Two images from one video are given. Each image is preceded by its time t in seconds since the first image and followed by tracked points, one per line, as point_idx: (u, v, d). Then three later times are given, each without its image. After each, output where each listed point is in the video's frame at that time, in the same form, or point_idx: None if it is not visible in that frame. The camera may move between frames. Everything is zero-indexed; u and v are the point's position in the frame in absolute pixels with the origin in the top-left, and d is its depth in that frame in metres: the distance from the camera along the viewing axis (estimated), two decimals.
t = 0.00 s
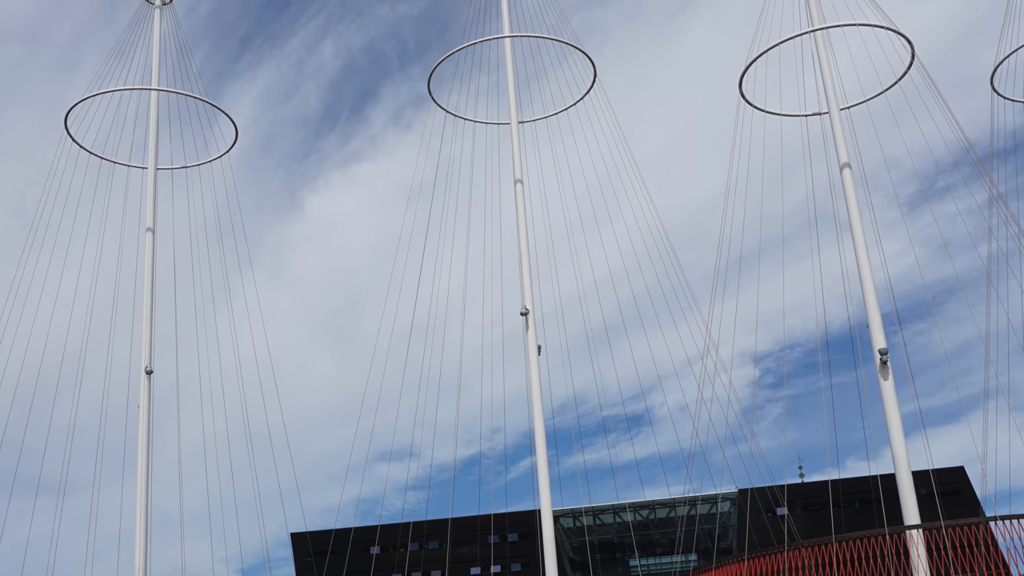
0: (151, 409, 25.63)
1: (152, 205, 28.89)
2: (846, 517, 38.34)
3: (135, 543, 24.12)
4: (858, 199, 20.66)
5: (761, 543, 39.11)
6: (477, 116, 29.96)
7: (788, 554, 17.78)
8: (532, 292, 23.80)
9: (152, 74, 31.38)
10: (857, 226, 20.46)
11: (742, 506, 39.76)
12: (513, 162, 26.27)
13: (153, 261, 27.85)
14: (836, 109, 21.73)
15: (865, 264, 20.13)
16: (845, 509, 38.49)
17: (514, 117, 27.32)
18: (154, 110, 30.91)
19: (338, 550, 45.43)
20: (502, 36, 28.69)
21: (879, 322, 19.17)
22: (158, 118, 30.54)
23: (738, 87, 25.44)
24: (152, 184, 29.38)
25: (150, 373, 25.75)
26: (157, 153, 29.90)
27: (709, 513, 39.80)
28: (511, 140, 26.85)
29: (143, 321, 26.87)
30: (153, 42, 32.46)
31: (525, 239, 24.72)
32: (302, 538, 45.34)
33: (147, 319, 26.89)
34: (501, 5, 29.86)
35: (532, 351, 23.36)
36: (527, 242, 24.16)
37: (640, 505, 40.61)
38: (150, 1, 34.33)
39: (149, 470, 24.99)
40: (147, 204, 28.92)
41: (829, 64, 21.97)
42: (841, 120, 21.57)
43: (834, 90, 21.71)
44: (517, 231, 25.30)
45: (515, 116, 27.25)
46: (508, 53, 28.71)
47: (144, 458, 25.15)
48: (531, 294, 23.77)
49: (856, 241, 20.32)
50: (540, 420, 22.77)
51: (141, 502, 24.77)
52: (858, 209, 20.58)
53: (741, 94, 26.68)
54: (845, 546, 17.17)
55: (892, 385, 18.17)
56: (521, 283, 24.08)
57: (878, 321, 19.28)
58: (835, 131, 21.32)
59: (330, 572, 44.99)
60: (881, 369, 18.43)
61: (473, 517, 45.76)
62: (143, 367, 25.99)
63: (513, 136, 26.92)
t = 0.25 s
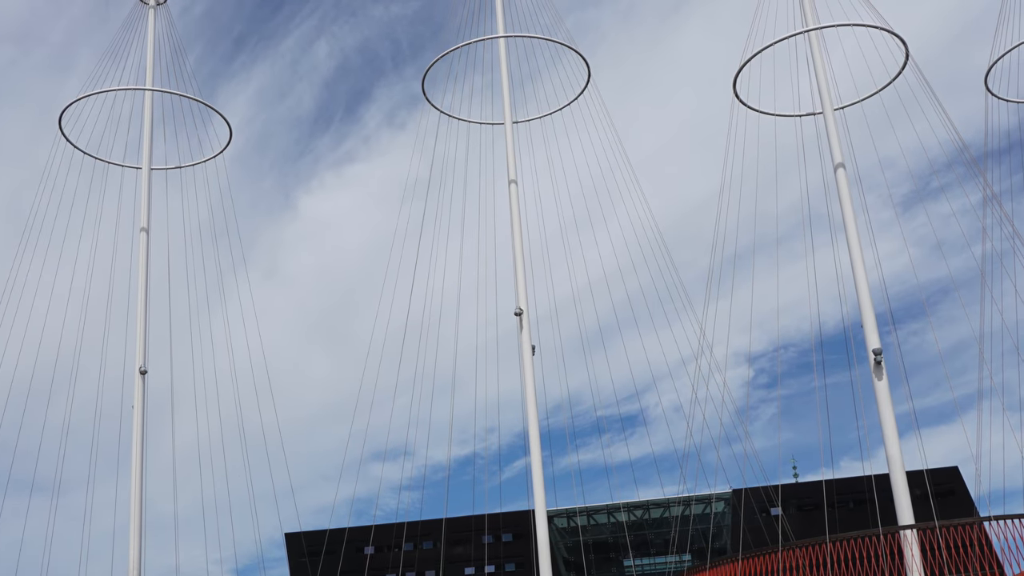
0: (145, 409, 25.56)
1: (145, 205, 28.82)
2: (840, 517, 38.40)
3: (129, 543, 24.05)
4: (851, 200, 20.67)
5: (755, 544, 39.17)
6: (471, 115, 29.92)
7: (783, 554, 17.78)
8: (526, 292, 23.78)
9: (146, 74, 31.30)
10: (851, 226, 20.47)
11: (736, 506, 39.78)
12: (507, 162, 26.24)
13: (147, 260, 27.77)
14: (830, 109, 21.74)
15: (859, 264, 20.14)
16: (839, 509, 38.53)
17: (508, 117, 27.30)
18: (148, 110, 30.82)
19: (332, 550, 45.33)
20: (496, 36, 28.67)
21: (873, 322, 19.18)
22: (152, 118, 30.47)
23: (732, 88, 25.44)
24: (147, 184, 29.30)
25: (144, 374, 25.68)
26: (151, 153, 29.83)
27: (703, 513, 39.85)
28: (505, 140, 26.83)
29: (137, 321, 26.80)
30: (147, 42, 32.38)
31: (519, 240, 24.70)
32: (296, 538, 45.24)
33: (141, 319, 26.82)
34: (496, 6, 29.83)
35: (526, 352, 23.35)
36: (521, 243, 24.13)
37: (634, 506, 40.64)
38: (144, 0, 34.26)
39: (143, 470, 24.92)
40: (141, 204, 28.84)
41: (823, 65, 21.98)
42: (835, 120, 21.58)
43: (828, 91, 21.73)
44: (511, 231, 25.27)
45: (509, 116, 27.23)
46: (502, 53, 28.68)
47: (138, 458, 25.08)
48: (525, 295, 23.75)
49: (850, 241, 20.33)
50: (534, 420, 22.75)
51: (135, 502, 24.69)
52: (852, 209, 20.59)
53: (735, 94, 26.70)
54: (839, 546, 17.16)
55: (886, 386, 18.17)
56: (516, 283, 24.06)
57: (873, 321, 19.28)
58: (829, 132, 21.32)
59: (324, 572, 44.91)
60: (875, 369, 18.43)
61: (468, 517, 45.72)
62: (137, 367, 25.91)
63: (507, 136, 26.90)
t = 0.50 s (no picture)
0: (139, 409, 25.46)
1: (140, 205, 28.72)
2: (834, 517, 38.43)
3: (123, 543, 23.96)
4: (846, 200, 20.68)
5: (749, 544, 39.12)
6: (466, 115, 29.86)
7: (777, 555, 17.77)
8: (520, 292, 23.74)
9: (140, 74, 31.20)
10: (845, 227, 20.48)
11: (730, 507, 39.79)
12: (502, 163, 26.20)
13: (141, 260, 27.68)
14: (824, 109, 21.74)
15: (853, 264, 20.14)
16: (833, 509, 38.57)
17: (503, 118, 27.26)
18: (143, 110, 30.71)
19: (326, 550, 45.25)
20: (490, 36, 28.60)
21: (867, 322, 19.18)
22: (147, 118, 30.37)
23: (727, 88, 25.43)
24: (141, 184, 29.20)
25: (139, 374, 25.58)
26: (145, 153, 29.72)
27: (698, 513, 39.86)
28: (499, 140, 26.78)
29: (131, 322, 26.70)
30: (141, 42, 32.27)
31: (514, 240, 24.66)
32: (290, 538, 45.15)
33: (136, 320, 26.72)
34: (490, 6, 29.78)
35: (520, 352, 23.31)
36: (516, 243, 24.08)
37: (628, 506, 40.61)
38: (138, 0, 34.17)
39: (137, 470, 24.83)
40: (136, 204, 28.74)
41: (818, 65, 21.98)
42: (829, 120, 21.59)
43: (822, 91, 21.73)
44: (506, 232, 25.22)
45: (503, 117, 27.19)
46: (497, 53, 28.63)
47: (132, 459, 24.98)
48: (519, 295, 23.71)
49: (844, 241, 20.33)
50: (528, 420, 22.72)
51: (130, 503, 24.61)
52: (846, 209, 20.61)
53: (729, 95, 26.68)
54: (833, 546, 17.15)
55: (881, 386, 18.17)
56: (510, 283, 24.01)
57: (867, 321, 19.29)
58: (824, 132, 21.33)
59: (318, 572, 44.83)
60: (869, 369, 18.44)
61: (462, 518, 45.69)
62: (132, 368, 25.81)
63: (501, 136, 26.85)
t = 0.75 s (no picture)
0: (133, 409, 25.39)
1: (134, 205, 28.62)
2: (829, 517, 38.46)
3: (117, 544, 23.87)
4: (840, 200, 20.68)
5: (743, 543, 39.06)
6: (459, 115, 29.82)
7: (771, 555, 17.75)
8: (515, 292, 23.72)
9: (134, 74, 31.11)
10: (840, 227, 20.48)
11: (724, 507, 39.70)
12: (496, 163, 26.17)
13: (135, 262, 27.58)
14: (818, 109, 21.75)
15: (847, 264, 20.15)
16: (828, 509, 38.60)
17: (497, 118, 27.23)
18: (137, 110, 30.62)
19: (320, 551, 45.17)
20: (485, 36, 28.57)
21: (861, 323, 19.19)
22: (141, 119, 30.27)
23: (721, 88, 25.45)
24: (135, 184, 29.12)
25: (133, 374, 25.50)
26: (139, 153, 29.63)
27: (692, 513, 39.81)
28: (493, 140, 26.75)
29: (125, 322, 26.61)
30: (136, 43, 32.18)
31: (508, 240, 24.63)
32: (284, 539, 45.07)
33: (130, 320, 26.63)
34: (484, 6, 29.76)
35: (514, 352, 23.28)
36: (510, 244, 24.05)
37: (622, 506, 40.60)
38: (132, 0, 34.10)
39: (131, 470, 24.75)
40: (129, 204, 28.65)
41: (812, 65, 21.99)
42: (823, 120, 21.59)
43: (816, 91, 21.74)
44: (500, 233, 25.18)
45: (497, 117, 27.16)
46: (491, 53, 28.60)
47: (126, 458, 24.90)
48: (514, 295, 23.69)
49: (838, 241, 20.34)
50: (523, 420, 22.69)
51: (124, 503, 24.52)
52: (840, 209, 20.61)
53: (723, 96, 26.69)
54: (827, 546, 17.13)
55: (875, 386, 18.18)
56: (504, 283, 23.98)
57: (861, 322, 19.29)
58: (818, 132, 21.34)
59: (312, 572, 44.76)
60: (863, 369, 18.44)
61: (456, 518, 45.65)
62: (126, 368, 25.72)
63: (495, 137, 26.82)
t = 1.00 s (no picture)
0: (128, 409, 25.30)
1: (128, 205, 28.54)
2: (823, 517, 38.55)
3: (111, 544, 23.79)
4: (834, 201, 20.69)
5: (737, 543, 39.11)
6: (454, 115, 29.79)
7: (765, 554, 17.73)
8: (509, 292, 23.70)
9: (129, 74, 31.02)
10: (834, 227, 20.50)
11: (718, 507, 39.83)
12: (490, 163, 26.14)
13: (130, 262, 27.49)
14: (813, 109, 21.75)
15: (841, 264, 20.16)
16: (822, 509, 38.69)
17: (491, 118, 27.21)
18: (131, 110, 30.53)
19: (314, 550, 45.11)
20: (479, 36, 28.55)
21: (855, 323, 19.20)
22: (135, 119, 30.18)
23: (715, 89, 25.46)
24: (129, 185, 29.03)
25: (127, 374, 25.42)
26: (133, 154, 29.55)
27: (686, 514, 39.89)
28: (488, 140, 26.71)
29: (120, 323, 26.53)
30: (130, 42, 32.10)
31: (502, 240, 24.60)
32: (278, 539, 45.00)
33: (124, 321, 26.54)
34: (479, 6, 29.74)
35: (508, 352, 23.26)
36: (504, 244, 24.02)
37: (617, 506, 40.68)
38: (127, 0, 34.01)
39: (126, 470, 24.68)
40: (124, 204, 28.57)
41: (806, 65, 21.99)
42: (818, 120, 21.59)
43: (810, 90, 21.75)
44: (494, 233, 25.14)
45: (491, 117, 27.14)
46: (486, 53, 28.56)
47: (120, 458, 24.82)
48: (508, 295, 23.66)
49: (832, 241, 20.35)
50: (517, 420, 22.67)
51: (118, 503, 24.44)
52: (835, 209, 20.62)
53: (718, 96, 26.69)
54: (821, 546, 17.13)
55: (869, 386, 18.19)
56: (498, 284, 23.95)
57: (855, 322, 19.30)
58: (812, 132, 21.35)
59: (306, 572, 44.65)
60: (857, 369, 18.45)
61: (451, 518, 45.64)
62: (120, 368, 25.64)
63: (489, 137, 26.79)
